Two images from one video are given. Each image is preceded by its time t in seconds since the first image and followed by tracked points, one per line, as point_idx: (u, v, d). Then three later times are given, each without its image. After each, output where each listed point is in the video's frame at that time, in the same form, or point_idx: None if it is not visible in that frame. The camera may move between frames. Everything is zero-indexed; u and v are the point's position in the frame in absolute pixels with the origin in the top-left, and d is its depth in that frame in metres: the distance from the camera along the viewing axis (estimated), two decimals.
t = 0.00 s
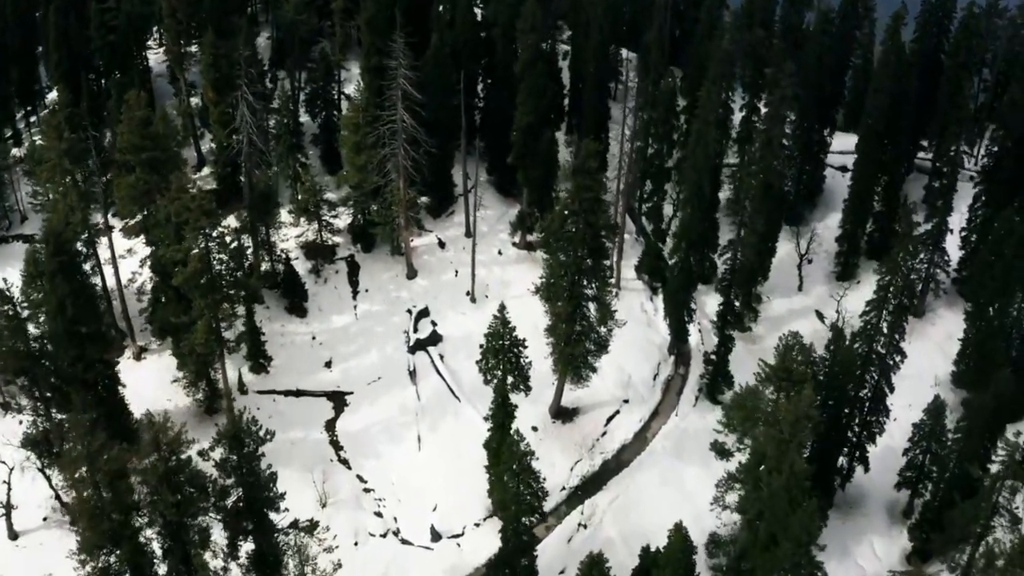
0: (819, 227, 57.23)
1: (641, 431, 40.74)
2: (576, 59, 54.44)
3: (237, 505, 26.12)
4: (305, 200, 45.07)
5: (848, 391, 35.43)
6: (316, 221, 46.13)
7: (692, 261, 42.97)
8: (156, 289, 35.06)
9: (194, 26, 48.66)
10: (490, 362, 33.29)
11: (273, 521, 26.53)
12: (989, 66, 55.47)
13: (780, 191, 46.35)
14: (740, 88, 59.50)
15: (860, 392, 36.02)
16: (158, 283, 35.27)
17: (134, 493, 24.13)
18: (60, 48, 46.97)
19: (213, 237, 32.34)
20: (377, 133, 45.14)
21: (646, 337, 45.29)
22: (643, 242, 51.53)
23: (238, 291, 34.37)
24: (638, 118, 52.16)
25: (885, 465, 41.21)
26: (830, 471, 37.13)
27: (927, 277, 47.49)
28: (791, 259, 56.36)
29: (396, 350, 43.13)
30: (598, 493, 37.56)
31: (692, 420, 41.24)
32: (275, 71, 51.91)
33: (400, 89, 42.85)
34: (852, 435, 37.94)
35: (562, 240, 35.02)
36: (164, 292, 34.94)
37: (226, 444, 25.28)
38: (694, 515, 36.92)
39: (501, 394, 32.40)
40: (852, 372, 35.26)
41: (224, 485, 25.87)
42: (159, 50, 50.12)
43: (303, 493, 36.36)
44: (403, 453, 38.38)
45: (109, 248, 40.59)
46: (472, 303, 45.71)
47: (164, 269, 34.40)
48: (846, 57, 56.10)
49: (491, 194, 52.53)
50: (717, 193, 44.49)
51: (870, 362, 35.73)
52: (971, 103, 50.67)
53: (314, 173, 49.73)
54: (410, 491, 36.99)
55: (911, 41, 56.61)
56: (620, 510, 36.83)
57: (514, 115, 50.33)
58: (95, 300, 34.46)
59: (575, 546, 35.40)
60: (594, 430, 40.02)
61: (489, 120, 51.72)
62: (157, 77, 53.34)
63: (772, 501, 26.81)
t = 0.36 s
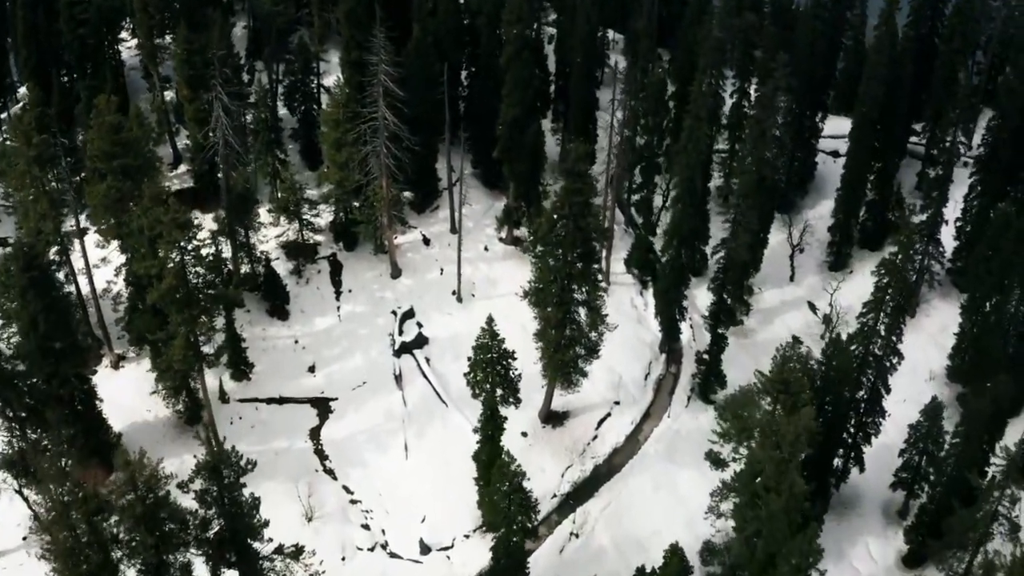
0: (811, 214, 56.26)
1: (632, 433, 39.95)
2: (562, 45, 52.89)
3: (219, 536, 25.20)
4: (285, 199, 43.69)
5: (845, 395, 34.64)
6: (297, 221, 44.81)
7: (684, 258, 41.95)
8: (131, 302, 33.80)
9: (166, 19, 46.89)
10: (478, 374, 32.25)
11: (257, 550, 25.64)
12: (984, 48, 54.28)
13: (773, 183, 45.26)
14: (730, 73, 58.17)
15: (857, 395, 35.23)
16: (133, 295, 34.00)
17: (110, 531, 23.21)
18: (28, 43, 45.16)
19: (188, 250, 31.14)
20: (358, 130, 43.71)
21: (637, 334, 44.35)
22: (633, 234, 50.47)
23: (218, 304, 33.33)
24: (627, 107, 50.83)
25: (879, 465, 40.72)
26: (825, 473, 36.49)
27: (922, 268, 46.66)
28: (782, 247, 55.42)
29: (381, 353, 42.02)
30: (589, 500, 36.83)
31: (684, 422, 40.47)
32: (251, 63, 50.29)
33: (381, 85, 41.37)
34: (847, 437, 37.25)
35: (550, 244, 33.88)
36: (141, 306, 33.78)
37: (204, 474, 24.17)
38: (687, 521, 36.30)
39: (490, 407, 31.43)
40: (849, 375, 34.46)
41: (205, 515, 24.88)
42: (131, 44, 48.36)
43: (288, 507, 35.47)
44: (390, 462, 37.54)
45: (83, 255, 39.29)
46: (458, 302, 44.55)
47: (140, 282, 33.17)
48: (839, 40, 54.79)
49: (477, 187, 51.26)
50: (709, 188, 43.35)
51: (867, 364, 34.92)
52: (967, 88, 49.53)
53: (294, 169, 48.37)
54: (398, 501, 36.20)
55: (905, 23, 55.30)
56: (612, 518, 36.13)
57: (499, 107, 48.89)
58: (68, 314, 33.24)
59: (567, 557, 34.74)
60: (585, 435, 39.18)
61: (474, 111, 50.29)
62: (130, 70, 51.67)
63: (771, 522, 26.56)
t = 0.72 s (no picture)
0: (802, 201, 55.35)
1: (624, 436, 39.25)
2: (548, 32, 51.40)
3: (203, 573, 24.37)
4: (264, 201, 42.40)
5: (842, 401, 33.85)
6: (277, 222, 43.57)
7: (675, 255, 41.00)
8: (113, 318, 32.92)
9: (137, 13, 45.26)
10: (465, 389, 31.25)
11: None
12: (979, 30, 53.10)
13: (765, 175, 44.27)
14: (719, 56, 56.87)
15: (852, 398, 34.60)
16: (111, 310, 33.07)
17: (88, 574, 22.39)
18: None
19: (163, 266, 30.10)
20: (337, 127, 42.29)
21: (627, 331, 43.48)
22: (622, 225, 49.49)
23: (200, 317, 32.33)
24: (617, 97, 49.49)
25: (874, 463, 40.17)
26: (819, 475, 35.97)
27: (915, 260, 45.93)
28: (773, 235, 54.49)
29: (366, 358, 41.09)
30: (581, 507, 36.22)
31: (677, 423, 39.77)
32: (227, 55, 48.76)
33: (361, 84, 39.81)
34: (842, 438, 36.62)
35: (538, 250, 32.87)
36: (117, 323, 32.74)
37: (183, 510, 23.32)
38: (681, 528, 35.77)
39: (480, 422, 30.51)
40: (844, 379, 33.77)
41: (187, 550, 24.09)
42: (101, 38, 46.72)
43: (273, 523, 34.70)
44: (377, 472, 36.77)
45: (56, 263, 38.08)
46: (444, 302, 43.52)
47: (115, 300, 32.07)
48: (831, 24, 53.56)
49: (461, 180, 50.07)
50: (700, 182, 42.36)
51: (866, 367, 34.25)
52: (961, 74, 48.54)
53: (273, 166, 47.09)
54: (386, 513, 35.49)
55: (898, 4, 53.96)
56: (605, 526, 35.52)
57: (483, 99, 47.57)
58: (42, 333, 32.11)
59: (559, 568, 34.12)
60: (576, 439, 38.48)
61: (456, 102, 48.97)
62: (101, 65, 50.07)
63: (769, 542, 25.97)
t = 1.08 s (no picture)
0: (791, 188, 54.46)
1: (614, 440, 38.64)
2: (531, 20, 49.99)
3: None
4: (241, 205, 41.17)
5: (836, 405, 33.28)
6: (255, 225, 42.38)
7: (664, 254, 40.18)
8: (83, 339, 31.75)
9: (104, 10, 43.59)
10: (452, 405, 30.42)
11: None
12: (970, 12, 52.06)
13: (755, 170, 43.38)
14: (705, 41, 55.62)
15: (847, 403, 34.02)
16: (83, 330, 31.94)
17: None
18: None
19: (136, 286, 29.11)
20: (315, 128, 41.00)
21: (616, 331, 42.69)
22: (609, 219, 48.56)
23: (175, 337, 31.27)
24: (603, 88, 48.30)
25: (867, 461, 39.75)
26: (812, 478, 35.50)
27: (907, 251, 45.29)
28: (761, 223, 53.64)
29: (349, 365, 40.21)
30: (572, 516, 35.66)
31: (668, 426, 39.17)
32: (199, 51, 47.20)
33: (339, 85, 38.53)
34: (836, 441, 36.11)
35: (525, 259, 31.92)
36: (90, 344, 31.65)
37: (164, 551, 22.55)
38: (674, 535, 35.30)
39: (468, 439, 29.74)
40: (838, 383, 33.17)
41: None
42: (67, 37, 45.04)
43: (258, 541, 33.94)
44: (363, 485, 36.03)
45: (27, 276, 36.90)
46: (428, 305, 42.55)
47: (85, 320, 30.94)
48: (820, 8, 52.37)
49: (443, 175, 48.91)
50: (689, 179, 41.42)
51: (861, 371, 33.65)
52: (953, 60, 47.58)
53: (248, 166, 45.81)
54: (373, 528, 34.81)
55: None
56: (597, 535, 34.97)
57: (465, 93, 46.31)
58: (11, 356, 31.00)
59: None
60: (565, 445, 37.83)
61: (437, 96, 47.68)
62: (69, 62, 48.40)
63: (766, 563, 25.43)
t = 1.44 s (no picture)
0: (779, 176, 53.60)
1: (604, 447, 38.12)
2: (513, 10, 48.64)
3: None
4: (216, 212, 39.98)
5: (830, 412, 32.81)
6: (232, 231, 41.22)
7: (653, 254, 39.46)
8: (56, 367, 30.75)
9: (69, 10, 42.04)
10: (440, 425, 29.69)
11: None
12: None
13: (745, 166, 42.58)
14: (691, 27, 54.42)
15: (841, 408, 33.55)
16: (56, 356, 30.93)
17: None
18: None
19: (110, 312, 28.11)
20: (292, 132, 39.79)
21: (604, 332, 41.96)
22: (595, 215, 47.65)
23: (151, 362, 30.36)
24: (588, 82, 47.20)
25: (858, 460, 39.39)
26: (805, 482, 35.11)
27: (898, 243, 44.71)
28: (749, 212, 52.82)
29: (333, 375, 39.42)
30: (563, 527, 35.16)
31: (658, 431, 38.65)
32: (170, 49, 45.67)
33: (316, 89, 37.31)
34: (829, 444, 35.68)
35: (511, 271, 31.07)
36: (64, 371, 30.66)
37: None
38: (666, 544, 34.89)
39: (456, 460, 29.04)
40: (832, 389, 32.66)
41: None
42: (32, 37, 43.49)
43: (243, 562, 33.24)
44: (350, 501, 35.37)
45: None
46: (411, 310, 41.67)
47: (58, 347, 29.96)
48: None
49: (425, 172, 47.80)
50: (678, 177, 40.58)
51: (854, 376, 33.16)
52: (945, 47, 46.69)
53: (222, 169, 44.51)
54: (361, 545, 34.15)
55: None
56: (588, 546, 34.49)
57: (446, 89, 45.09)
58: None
59: None
60: (554, 454, 37.27)
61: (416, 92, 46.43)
62: (35, 62, 46.81)
63: None
